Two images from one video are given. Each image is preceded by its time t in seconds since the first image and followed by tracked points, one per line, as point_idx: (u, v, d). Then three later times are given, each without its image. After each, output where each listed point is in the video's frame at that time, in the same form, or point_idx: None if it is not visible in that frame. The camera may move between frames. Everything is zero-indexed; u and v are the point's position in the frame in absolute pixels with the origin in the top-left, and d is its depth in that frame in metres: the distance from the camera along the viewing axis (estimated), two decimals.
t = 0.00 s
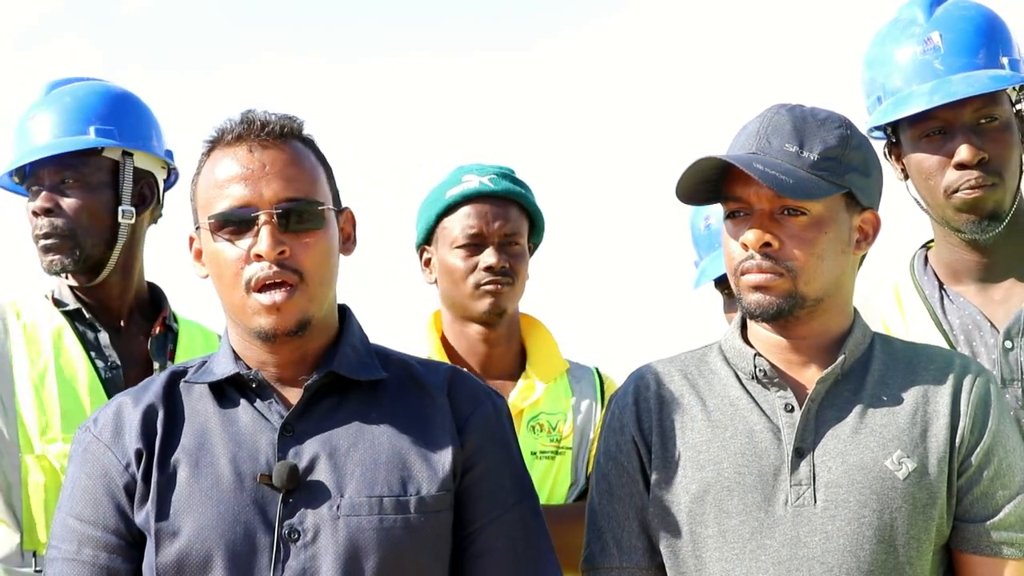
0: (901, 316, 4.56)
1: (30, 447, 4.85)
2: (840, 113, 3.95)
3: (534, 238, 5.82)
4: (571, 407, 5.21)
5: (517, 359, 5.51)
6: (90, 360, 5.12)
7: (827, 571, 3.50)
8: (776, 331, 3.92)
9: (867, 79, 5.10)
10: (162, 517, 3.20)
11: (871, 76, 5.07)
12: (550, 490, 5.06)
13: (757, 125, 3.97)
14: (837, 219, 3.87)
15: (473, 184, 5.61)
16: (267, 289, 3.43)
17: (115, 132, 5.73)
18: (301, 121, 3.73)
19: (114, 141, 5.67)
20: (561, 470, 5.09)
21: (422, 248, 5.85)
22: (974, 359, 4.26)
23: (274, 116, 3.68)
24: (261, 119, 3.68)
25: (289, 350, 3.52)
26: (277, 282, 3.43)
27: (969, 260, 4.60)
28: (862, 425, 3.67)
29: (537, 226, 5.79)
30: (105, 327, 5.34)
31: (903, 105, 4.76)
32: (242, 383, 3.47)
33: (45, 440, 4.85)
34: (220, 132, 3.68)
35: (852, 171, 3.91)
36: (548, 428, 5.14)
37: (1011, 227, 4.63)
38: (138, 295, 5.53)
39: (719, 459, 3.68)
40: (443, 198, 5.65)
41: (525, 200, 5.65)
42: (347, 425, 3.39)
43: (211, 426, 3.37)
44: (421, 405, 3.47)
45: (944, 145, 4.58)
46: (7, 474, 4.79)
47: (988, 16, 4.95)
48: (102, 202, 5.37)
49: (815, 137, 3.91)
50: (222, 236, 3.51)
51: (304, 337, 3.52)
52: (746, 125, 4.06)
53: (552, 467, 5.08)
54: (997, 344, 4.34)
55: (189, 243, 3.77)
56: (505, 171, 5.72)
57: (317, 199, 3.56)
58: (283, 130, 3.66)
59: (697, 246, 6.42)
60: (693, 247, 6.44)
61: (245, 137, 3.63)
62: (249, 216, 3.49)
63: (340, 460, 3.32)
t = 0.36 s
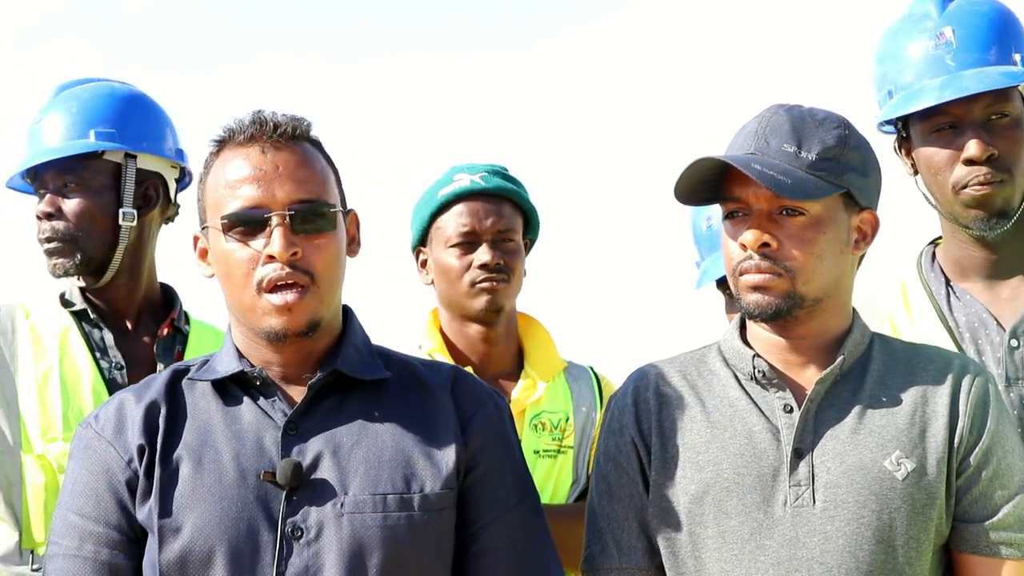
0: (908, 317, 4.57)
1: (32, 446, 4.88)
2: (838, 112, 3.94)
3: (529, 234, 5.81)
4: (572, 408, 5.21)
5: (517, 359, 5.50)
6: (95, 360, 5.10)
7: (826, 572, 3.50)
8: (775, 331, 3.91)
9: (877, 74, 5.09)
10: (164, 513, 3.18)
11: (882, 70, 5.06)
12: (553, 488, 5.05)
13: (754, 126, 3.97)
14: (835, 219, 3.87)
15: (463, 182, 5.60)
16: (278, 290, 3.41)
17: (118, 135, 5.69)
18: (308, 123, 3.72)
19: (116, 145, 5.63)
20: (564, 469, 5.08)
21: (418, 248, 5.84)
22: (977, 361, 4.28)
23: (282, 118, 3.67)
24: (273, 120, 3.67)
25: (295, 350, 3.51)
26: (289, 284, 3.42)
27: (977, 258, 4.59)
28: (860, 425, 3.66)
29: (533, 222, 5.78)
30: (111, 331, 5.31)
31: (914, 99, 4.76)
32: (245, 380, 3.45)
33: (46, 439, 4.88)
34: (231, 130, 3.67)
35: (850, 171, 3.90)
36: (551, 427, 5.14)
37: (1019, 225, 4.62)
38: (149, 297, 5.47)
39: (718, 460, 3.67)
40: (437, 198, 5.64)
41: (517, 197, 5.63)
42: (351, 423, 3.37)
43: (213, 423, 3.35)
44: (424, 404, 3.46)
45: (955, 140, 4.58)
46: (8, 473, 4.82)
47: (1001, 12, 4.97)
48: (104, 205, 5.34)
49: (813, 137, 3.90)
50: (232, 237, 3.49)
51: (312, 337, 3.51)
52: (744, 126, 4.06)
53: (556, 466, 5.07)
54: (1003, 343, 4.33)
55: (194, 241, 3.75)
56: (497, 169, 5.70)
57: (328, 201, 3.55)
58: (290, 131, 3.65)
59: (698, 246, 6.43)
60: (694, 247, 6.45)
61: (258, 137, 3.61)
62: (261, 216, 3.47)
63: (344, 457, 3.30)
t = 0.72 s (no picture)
0: (913, 314, 4.55)
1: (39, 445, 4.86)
2: (836, 113, 3.94)
3: (524, 233, 5.79)
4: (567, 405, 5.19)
5: (514, 357, 5.50)
6: (103, 361, 5.11)
7: (826, 572, 3.49)
8: (774, 331, 3.91)
9: (886, 72, 5.09)
10: (166, 515, 3.18)
11: (890, 68, 5.07)
12: (548, 488, 5.04)
13: (753, 125, 3.96)
14: (833, 219, 3.87)
15: (452, 184, 5.61)
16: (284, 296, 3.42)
17: (132, 137, 5.68)
18: (310, 124, 3.71)
19: (131, 148, 5.62)
20: (559, 468, 5.07)
21: (412, 251, 5.83)
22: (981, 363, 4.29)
23: (285, 119, 3.66)
24: (276, 123, 3.65)
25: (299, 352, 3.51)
26: (295, 289, 3.42)
27: (983, 255, 4.59)
28: (860, 425, 3.66)
29: (525, 221, 5.77)
30: (120, 331, 5.29)
31: (920, 97, 4.76)
32: (247, 382, 3.44)
33: (54, 439, 4.86)
34: (233, 131, 3.65)
35: (848, 171, 3.90)
36: (546, 427, 5.13)
37: None
38: (156, 300, 5.46)
39: (718, 460, 3.66)
40: (426, 199, 5.65)
41: (507, 197, 5.62)
42: (352, 424, 3.37)
43: (215, 424, 3.34)
44: (425, 405, 3.45)
45: (960, 138, 4.59)
46: (14, 471, 4.80)
47: (1010, 10, 4.97)
48: (117, 207, 5.33)
49: (811, 137, 3.90)
50: (236, 241, 3.49)
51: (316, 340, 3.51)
52: (742, 125, 4.05)
53: (550, 466, 5.06)
54: (1007, 342, 4.36)
55: (195, 242, 3.74)
56: (487, 169, 5.70)
57: (333, 204, 3.54)
58: (292, 135, 3.63)
59: (697, 247, 6.44)
60: (693, 248, 6.46)
61: (263, 141, 3.60)
62: (267, 222, 3.47)
63: (345, 458, 3.30)
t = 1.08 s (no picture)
0: (915, 315, 4.55)
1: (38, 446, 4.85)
2: (836, 113, 3.93)
3: (519, 233, 5.79)
4: (562, 403, 5.19)
5: (512, 356, 5.49)
6: (100, 361, 5.08)
7: (826, 572, 3.49)
8: (774, 331, 3.90)
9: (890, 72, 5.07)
10: (169, 515, 3.17)
11: (895, 67, 5.05)
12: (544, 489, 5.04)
13: (753, 125, 3.96)
14: (833, 219, 3.86)
15: (443, 186, 5.61)
16: (290, 291, 3.39)
17: (128, 135, 5.66)
18: (318, 124, 3.70)
19: (127, 145, 5.60)
20: (555, 468, 5.06)
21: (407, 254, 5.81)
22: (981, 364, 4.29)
23: (293, 118, 3.64)
24: (285, 121, 3.64)
25: (303, 349, 3.49)
26: (300, 285, 3.40)
27: (984, 255, 4.58)
28: (860, 425, 3.66)
29: (519, 221, 5.76)
30: (117, 331, 5.28)
31: (921, 96, 4.77)
32: (249, 381, 3.43)
33: (52, 440, 4.84)
34: (240, 129, 3.65)
35: (848, 172, 3.90)
36: (540, 427, 5.13)
37: None
38: (153, 298, 5.44)
39: (718, 460, 3.66)
40: (418, 202, 5.65)
41: (499, 198, 5.61)
42: (355, 425, 3.36)
43: (217, 424, 3.33)
44: (427, 405, 3.44)
45: (962, 137, 4.59)
46: (11, 471, 4.78)
47: (1015, 11, 4.97)
48: (113, 206, 5.33)
49: (811, 137, 3.90)
50: (243, 236, 3.48)
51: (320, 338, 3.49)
52: (742, 125, 4.05)
53: (545, 467, 5.06)
54: (1007, 344, 4.35)
55: (199, 241, 3.73)
56: (479, 169, 5.70)
57: (340, 201, 3.54)
58: (300, 131, 3.63)
59: (696, 247, 6.44)
60: (691, 248, 6.46)
61: (270, 137, 3.59)
62: (274, 217, 3.46)
63: (347, 459, 3.29)
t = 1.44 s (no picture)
0: (917, 315, 4.54)
1: (38, 447, 4.87)
2: (837, 113, 3.93)
3: (522, 233, 5.80)
4: (568, 403, 5.19)
5: (517, 357, 5.49)
6: (99, 362, 5.09)
7: (826, 572, 3.49)
8: (774, 331, 3.90)
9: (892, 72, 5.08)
10: (166, 517, 3.18)
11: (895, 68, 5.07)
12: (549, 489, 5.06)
13: (753, 125, 3.96)
14: (834, 219, 3.86)
15: (444, 188, 5.61)
16: (291, 291, 3.40)
17: (122, 134, 5.65)
18: (324, 125, 3.70)
19: (122, 145, 5.61)
20: (560, 468, 5.08)
21: (411, 256, 5.82)
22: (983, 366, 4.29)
23: (300, 118, 3.65)
24: (292, 120, 3.64)
25: (301, 350, 3.50)
26: (301, 284, 3.41)
27: (986, 256, 4.58)
28: (860, 425, 3.66)
29: (521, 220, 5.76)
30: (115, 330, 5.30)
31: (926, 97, 4.76)
32: (247, 383, 3.44)
33: (51, 441, 4.86)
34: (246, 127, 3.65)
35: (849, 171, 3.90)
36: (544, 427, 5.13)
37: None
38: (150, 298, 5.46)
39: (718, 460, 3.66)
40: (419, 205, 5.66)
41: (500, 199, 5.62)
42: (353, 426, 3.37)
43: (216, 426, 3.34)
44: (425, 406, 3.45)
45: (966, 139, 4.59)
46: (12, 473, 4.79)
47: (1017, 11, 4.96)
48: (109, 206, 5.32)
49: (812, 137, 3.90)
50: (245, 234, 3.48)
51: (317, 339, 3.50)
52: (742, 125, 4.05)
53: (549, 466, 5.07)
54: (1009, 343, 4.36)
55: (199, 237, 3.74)
56: (480, 170, 5.70)
57: (343, 204, 3.55)
58: (308, 132, 3.63)
59: (695, 247, 6.45)
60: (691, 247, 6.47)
61: (277, 137, 3.60)
62: (278, 215, 3.47)
63: (345, 460, 3.30)
